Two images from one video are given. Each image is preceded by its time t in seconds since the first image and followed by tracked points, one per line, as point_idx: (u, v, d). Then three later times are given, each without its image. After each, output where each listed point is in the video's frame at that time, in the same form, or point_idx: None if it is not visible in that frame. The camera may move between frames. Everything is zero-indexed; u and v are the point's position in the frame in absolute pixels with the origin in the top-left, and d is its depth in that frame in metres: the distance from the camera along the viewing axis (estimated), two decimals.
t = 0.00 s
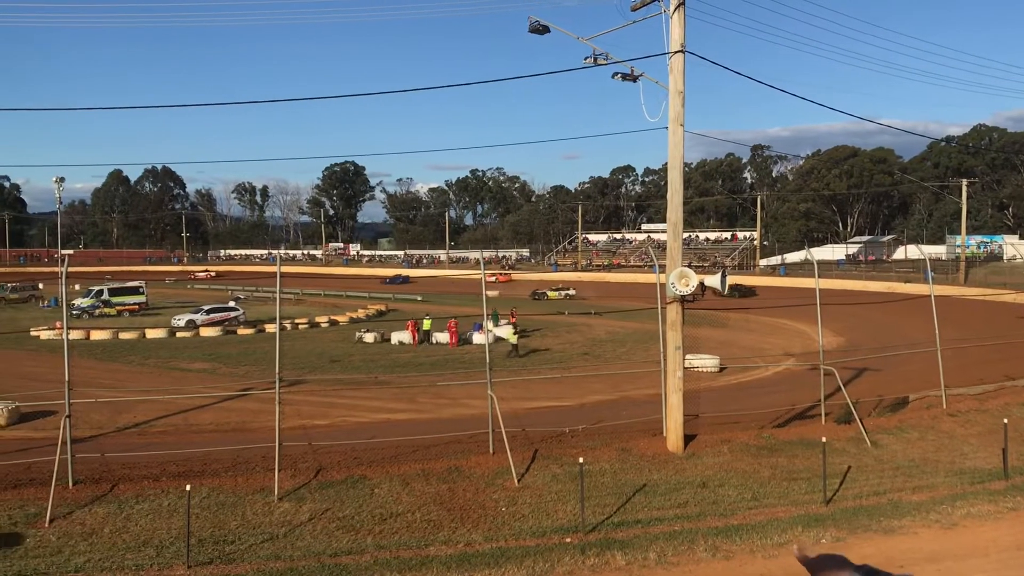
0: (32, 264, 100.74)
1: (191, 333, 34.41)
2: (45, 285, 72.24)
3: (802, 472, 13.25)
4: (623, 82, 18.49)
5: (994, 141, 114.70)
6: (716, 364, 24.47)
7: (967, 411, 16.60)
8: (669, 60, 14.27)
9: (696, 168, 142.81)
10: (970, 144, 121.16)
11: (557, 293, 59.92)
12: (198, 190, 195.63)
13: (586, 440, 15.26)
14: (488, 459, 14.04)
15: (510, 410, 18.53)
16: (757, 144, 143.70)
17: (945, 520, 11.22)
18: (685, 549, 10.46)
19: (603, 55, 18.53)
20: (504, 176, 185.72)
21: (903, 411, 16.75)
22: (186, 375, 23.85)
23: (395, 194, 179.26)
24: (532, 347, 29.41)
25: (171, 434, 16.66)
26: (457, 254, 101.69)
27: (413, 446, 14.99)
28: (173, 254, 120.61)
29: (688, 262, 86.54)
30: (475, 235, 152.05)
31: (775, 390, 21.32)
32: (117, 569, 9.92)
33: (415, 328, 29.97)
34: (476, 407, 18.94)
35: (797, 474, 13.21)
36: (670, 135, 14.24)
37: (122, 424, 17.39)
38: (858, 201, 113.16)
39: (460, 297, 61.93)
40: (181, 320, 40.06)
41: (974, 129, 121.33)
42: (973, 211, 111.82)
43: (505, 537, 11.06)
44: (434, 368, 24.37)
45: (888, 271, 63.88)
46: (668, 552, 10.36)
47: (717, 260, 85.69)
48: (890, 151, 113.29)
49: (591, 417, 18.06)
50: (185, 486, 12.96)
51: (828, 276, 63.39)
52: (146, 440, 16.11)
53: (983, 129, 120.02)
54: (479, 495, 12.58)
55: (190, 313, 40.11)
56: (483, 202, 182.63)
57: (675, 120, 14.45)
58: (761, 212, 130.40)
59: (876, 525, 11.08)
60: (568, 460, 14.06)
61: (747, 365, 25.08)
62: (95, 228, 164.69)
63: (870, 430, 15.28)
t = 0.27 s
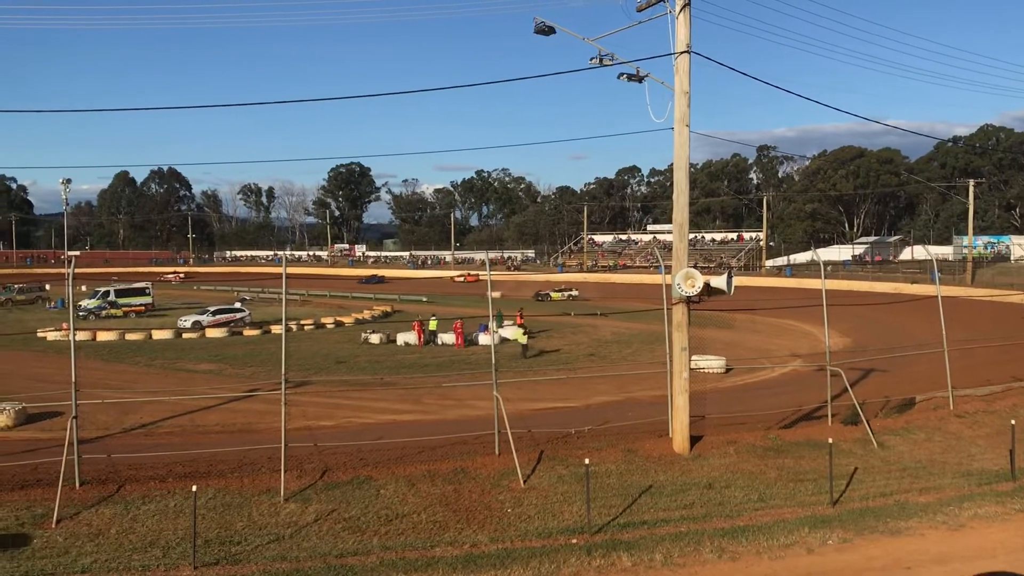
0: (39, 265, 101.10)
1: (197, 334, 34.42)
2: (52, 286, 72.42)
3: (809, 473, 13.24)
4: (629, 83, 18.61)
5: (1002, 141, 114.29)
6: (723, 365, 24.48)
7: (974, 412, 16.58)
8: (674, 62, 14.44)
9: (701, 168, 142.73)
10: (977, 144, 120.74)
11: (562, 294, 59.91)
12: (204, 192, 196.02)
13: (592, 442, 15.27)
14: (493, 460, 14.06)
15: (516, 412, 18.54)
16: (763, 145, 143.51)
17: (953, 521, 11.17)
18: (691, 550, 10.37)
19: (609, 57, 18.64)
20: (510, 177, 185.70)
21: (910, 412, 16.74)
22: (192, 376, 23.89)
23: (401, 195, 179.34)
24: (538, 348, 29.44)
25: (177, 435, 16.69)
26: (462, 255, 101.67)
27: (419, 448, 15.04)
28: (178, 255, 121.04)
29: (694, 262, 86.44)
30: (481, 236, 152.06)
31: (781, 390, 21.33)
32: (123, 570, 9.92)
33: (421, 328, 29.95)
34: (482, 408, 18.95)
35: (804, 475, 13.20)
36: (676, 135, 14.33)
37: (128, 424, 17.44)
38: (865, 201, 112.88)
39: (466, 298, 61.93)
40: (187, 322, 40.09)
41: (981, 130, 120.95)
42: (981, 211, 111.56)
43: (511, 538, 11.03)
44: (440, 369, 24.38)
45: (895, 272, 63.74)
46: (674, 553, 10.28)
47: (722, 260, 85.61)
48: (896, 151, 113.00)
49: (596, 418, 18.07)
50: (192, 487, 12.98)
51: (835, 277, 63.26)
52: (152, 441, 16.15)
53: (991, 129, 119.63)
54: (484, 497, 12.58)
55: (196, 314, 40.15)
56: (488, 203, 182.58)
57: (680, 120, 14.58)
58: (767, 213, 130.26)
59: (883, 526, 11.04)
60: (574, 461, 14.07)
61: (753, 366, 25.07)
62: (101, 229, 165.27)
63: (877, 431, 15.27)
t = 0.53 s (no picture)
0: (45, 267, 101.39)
1: (202, 336, 34.49)
2: (58, 288, 72.65)
3: (814, 475, 13.23)
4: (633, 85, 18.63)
5: (1007, 142, 114.15)
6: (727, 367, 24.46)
7: (980, 414, 16.56)
8: (679, 63, 14.46)
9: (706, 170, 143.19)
10: (983, 145, 120.60)
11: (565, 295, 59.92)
12: (210, 194, 196.36)
13: (596, 444, 15.27)
14: (498, 462, 14.06)
15: (520, 414, 18.53)
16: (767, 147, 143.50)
17: (959, 524, 11.13)
18: (696, 552, 10.36)
19: (613, 58, 18.64)
20: (514, 179, 185.88)
21: (915, 414, 16.73)
22: (197, 378, 23.92)
23: (406, 197, 179.67)
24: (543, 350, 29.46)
25: (182, 436, 16.71)
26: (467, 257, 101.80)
27: (424, 450, 15.04)
28: (183, 256, 121.05)
29: (698, 264, 86.43)
30: (485, 238, 152.24)
31: (786, 392, 21.32)
32: (128, 571, 9.93)
33: (426, 330, 29.99)
34: (487, 410, 18.96)
35: (809, 477, 13.19)
36: (681, 137, 14.38)
37: (133, 426, 17.48)
38: (869, 203, 112.74)
39: (471, 300, 61.98)
40: (192, 323, 40.17)
41: (986, 131, 120.84)
42: (986, 212, 111.49)
43: (516, 540, 11.02)
44: (445, 371, 24.41)
45: (900, 273, 63.68)
46: (680, 555, 10.26)
47: (727, 262, 85.58)
48: (901, 152, 112.84)
49: (601, 419, 18.08)
50: (196, 489, 12.98)
51: (839, 278, 63.21)
52: (157, 443, 16.17)
53: (996, 131, 119.52)
54: (489, 499, 12.58)
55: (201, 316, 40.23)
56: (492, 205, 182.70)
57: (685, 121, 14.58)
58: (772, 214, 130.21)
59: (889, 529, 11.02)
60: (579, 463, 14.07)
61: (758, 368, 25.05)
62: (107, 231, 165.77)
63: (882, 433, 15.26)
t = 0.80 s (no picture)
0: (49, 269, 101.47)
1: (205, 337, 34.54)
2: (62, 289, 72.76)
3: (817, 477, 13.23)
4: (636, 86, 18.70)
5: (1011, 143, 113.91)
6: (730, 368, 24.51)
7: (983, 416, 16.54)
8: (683, 64, 14.50)
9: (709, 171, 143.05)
10: (986, 147, 120.43)
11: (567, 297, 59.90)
12: (213, 195, 196.57)
13: (599, 445, 15.29)
14: (501, 463, 14.07)
15: (523, 416, 18.56)
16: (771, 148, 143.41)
17: (962, 526, 11.10)
18: (699, 554, 10.34)
19: (617, 58, 18.66)
20: (517, 181, 185.93)
21: (918, 415, 16.76)
22: (201, 380, 23.94)
23: (409, 198, 179.78)
24: (546, 352, 29.51)
25: (184, 438, 16.74)
26: (470, 258, 101.86)
27: (428, 452, 15.08)
28: (186, 258, 121.27)
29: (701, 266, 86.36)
30: (488, 240, 152.23)
31: (789, 394, 21.32)
32: (131, 572, 9.94)
33: (429, 332, 30.06)
34: (490, 412, 18.99)
35: (812, 479, 13.19)
36: (685, 138, 14.40)
37: (137, 428, 17.52)
38: (873, 204, 112.55)
39: (474, 302, 61.99)
40: (196, 325, 40.22)
41: (990, 133, 120.66)
42: (990, 214, 111.45)
43: (518, 541, 11.02)
44: (448, 372, 24.43)
45: (903, 275, 63.65)
46: (683, 556, 10.24)
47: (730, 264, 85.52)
48: (905, 154, 112.68)
49: (604, 420, 18.11)
50: (200, 490, 13.01)
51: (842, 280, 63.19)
52: (160, 444, 16.23)
53: (999, 132, 119.35)
54: (492, 500, 12.58)
55: (204, 317, 40.28)
56: (496, 207, 182.71)
57: (688, 123, 14.61)
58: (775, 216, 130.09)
59: (892, 530, 11.00)
60: (582, 464, 14.09)
61: (761, 370, 25.09)
62: (110, 233, 166.08)
63: (885, 434, 15.27)
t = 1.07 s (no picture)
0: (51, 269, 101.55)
1: (207, 338, 34.54)
2: (64, 289, 72.82)
3: (819, 478, 13.23)
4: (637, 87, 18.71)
5: (1014, 144, 113.79)
6: (732, 369, 24.51)
7: (985, 417, 16.54)
8: (685, 65, 14.51)
9: (711, 172, 143.13)
10: (989, 148, 120.32)
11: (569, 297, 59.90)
12: (215, 196, 196.70)
13: (601, 446, 15.30)
14: (503, 464, 14.08)
15: (525, 417, 18.56)
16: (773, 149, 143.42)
17: (964, 527, 11.09)
18: (700, 555, 10.34)
19: (619, 59, 18.67)
20: (519, 181, 186.00)
21: (920, 416, 16.77)
22: (203, 380, 23.97)
23: (411, 199, 179.92)
24: (548, 352, 29.54)
25: (186, 438, 16.76)
26: (472, 259, 101.94)
27: (430, 452, 15.09)
28: (188, 258, 121.46)
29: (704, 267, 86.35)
30: (490, 241, 152.22)
31: (790, 395, 21.32)
32: (133, 572, 9.93)
33: (432, 333, 30.10)
34: (491, 413, 19.00)
35: (814, 479, 13.19)
36: (686, 139, 14.40)
37: (138, 429, 17.54)
38: (875, 205, 112.49)
39: (475, 302, 61.96)
40: (198, 325, 40.25)
41: (993, 134, 120.58)
42: (991, 215, 111.52)
43: (519, 542, 11.02)
44: (450, 373, 24.44)
45: (906, 276, 63.64)
46: (684, 557, 10.24)
47: (732, 265, 85.48)
48: (907, 155, 112.63)
49: (605, 421, 18.12)
50: (201, 490, 13.02)
51: (844, 280, 63.19)
52: (162, 444, 16.25)
53: (1002, 133, 119.23)
54: (493, 501, 12.58)
55: (206, 318, 40.29)
56: (497, 207, 182.79)
57: (690, 123, 14.59)
58: (777, 217, 130.08)
59: (894, 531, 10.99)
60: (584, 465, 14.09)
61: (763, 371, 25.09)
62: (112, 233, 166.26)
63: (888, 435, 15.27)
